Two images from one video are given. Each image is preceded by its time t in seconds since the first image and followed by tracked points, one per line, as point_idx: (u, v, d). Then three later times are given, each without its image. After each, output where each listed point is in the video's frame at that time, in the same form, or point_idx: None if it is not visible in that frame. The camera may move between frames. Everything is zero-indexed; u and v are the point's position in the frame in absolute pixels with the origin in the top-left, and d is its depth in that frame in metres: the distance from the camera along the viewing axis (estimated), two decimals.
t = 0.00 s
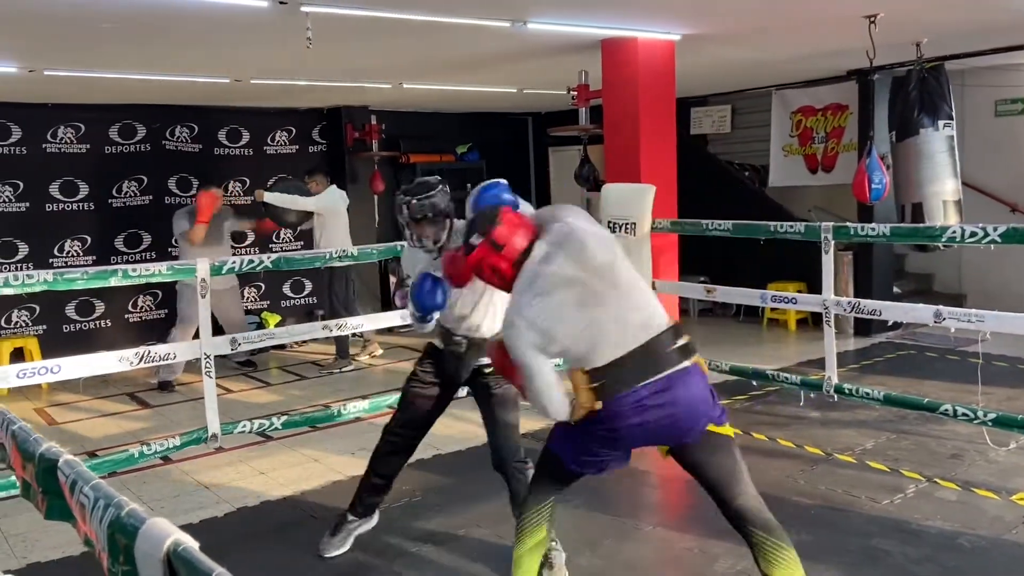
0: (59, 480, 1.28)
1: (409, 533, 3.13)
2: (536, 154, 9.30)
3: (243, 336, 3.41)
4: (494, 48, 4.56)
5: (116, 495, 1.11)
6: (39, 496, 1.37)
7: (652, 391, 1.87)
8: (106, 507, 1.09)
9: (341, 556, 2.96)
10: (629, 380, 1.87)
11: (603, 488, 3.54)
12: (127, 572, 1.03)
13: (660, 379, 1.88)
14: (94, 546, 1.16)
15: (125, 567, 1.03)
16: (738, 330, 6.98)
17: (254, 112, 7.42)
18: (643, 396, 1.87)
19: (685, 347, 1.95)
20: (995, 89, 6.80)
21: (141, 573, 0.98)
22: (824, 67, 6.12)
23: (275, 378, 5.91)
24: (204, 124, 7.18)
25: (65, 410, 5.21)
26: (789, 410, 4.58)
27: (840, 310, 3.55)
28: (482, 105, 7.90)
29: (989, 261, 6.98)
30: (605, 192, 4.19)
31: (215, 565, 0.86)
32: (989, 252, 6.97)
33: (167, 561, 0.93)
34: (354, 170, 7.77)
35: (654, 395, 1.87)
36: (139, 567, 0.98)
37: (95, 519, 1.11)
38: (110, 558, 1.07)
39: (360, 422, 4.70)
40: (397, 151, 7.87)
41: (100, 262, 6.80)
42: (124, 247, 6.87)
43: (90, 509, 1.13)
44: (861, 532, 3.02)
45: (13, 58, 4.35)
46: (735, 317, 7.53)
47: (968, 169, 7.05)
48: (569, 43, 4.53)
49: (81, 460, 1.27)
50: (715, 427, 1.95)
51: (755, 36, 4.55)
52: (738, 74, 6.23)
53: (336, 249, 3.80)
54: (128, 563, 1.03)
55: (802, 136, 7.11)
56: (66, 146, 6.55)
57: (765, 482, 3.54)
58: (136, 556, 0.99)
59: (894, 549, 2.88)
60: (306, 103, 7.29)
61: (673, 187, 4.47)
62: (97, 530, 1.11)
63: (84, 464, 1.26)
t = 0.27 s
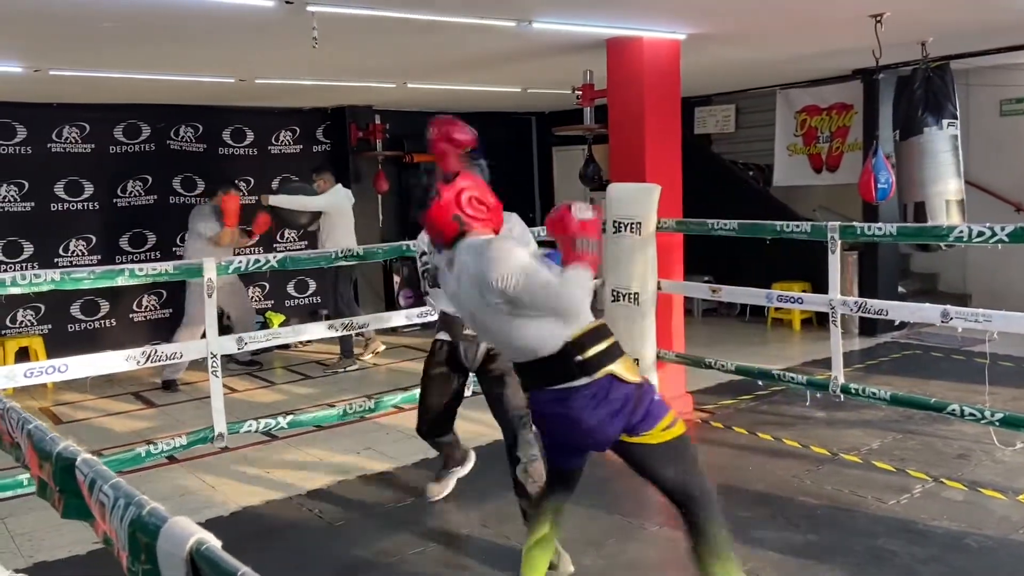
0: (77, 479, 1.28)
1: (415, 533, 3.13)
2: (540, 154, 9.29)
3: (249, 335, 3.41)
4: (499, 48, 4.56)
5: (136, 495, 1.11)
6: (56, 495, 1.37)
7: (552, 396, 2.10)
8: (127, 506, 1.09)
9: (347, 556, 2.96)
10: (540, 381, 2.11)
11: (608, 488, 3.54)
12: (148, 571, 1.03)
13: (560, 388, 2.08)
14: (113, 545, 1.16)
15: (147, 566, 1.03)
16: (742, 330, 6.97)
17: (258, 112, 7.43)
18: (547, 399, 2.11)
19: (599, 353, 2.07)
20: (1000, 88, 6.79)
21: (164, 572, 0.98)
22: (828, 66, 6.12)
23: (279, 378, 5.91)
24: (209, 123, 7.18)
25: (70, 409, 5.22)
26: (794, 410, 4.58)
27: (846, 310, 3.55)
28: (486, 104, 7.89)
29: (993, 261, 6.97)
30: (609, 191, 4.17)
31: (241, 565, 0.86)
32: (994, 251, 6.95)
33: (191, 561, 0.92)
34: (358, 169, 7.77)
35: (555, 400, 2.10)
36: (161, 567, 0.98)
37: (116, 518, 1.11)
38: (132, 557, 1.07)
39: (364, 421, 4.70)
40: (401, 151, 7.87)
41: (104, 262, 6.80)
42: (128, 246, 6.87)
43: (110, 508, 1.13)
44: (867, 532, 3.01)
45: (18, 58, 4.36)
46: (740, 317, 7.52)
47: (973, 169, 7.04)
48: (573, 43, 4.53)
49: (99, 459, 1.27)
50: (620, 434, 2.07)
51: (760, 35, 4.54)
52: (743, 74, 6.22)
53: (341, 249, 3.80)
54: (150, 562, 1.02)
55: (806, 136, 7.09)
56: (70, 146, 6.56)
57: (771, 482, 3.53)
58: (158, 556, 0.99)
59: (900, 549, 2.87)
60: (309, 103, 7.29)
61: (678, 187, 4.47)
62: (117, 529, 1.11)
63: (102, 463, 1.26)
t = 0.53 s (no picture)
0: (94, 478, 1.27)
1: (419, 532, 3.13)
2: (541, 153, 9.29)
3: (252, 334, 3.41)
4: (501, 47, 4.56)
5: (157, 494, 1.10)
6: (73, 493, 1.36)
7: (489, 391, 2.00)
8: (148, 504, 1.09)
9: (351, 555, 2.96)
10: (483, 372, 2.02)
11: (611, 487, 3.53)
12: (171, 570, 1.03)
13: (498, 385, 1.99)
14: (133, 545, 1.15)
15: (170, 565, 1.02)
16: (743, 329, 6.97)
17: (259, 111, 7.42)
18: (482, 392, 2.02)
19: (560, 367, 2.00)
20: (1001, 87, 6.79)
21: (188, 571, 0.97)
22: (830, 65, 6.12)
23: (280, 377, 5.91)
24: (210, 123, 7.17)
25: (72, 409, 5.22)
26: (796, 409, 4.58)
27: (849, 309, 3.54)
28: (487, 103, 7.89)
29: (995, 260, 6.97)
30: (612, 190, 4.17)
31: (269, 563, 0.86)
32: (995, 251, 6.96)
33: (216, 559, 0.92)
34: (359, 168, 7.76)
35: (489, 396, 2.01)
36: (185, 566, 0.98)
37: (136, 517, 1.11)
38: (153, 556, 1.06)
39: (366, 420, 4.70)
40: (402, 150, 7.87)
41: (106, 261, 6.80)
42: (130, 245, 6.87)
43: (130, 507, 1.13)
44: (871, 531, 3.01)
45: (20, 57, 4.35)
46: (741, 316, 7.52)
47: (975, 168, 7.04)
48: (576, 42, 4.52)
49: (117, 458, 1.27)
50: (536, 457, 1.97)
51: (763, 34, 4.54)
52: (744, 73, 6.22)
53: (344, 248, 3.79)
54: (173, 561, 1.02)
55: (807, 135, 7.09)
56: (72, 145, 6.55)
57: (774, 481, 3.53)
58: (182, 555, 0.98)
59: (905, 548, 2.87)
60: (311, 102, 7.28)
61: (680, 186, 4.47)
62: (138, 528, 1.10)
63: (121, 461, 1.25)
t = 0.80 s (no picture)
0: (115, 474, 1.27)
1: (420, 530, 3.13)
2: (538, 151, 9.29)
3: (253, 333, 3.41)
4: (501, 44, 4.55)
5: (182, 489, 1.10)
6: (92, 490, 1.36)
7: (462, 378, 1.86)
8: (173, 500, 1.09)
9: (352, 553, 2.96)
10: (458, 359, 1.88)
11: (612, 485, 3.54)
12: (198, 564, 1.03)
13: (473, 373, 1.85)
14: (156, 540, 1.15)
15: (197, 560, 1.02)
16: (740, 327, 6.99)
17: (256, 109, 7.40)
18: (454, 379, 1.87)
19: (538, 361, 1.87)
20: (998, 85, 6.81)
21: (217, 565, 0.98)
22: (827, 64, 6.13)
23: (278, 375, 5.91)
24: (207, 121, 7.16)
25: (70, 407, 5.21)
26: (795, 406, 4.59)
27: (849, 307, 3.56)
28: (484, 102, 7.89)
29: (991, 257, 7.00)
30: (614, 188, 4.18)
31: (302, 557, 0.86)
32: (990, 249, 6.99)
33: (247, 553, 0.92)
34: (357, 166, 7.75)
35: (463, 384, 1.86)
36: (214, 561, 0.98)
37: (161, 513, 1.11)
38: (179, 551, 1.06)
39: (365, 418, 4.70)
40: (400, 148, 7.86)
41: (103, 259, 6.79)
42: (127, 244, 6.86)
43: (154, 502, 1.13)
44: (871, 528, 3.02)
45: (17, 55, 4.33)
46: (737, 314, 7.54)
47: (971, 166, 7.06)
48: (575, 40, 4.52)
49: (137, 455, 1.27)
50: (509, 453, 1.82)
51: (762, 32, 4.54)
52: (742, 71, 6.23)
53: (344, 246, 3.78)
54: (199, 556, 1.02)
55: (804, 133, 7.11)
56: (68, 143, 6.53)
57: (774, 478, 3.54)
58: (210, 550, 0.98)
59: (905, 544, 2.88)
60: (308, 100, 7.27)
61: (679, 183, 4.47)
62: (162, 523, 1.11)
63: (142, 458, 1.25)
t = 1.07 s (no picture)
0: (133, 469, 1.27)
1: (418, 527, 3.13)
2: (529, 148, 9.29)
3: (248, 331, 3.39)
4: (494, 42, 4.55)
5: (205, 483, 1.10)
6: (109, 487, 1.36)
7: (444, 369, 1.85)
8: (197, 494, 1.09)
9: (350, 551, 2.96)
10: (440, 350, 1.87)
11: (608, 481, 3.55)
12: (224, 558, 1.03)
13: (455, 364, 1.84)
14: (178, 535, 1.15)
15: (224, 554, 1.03)
16: (732, 324, 7.01)
17: (247, 106, 7.37)
18: (435, 370, 1.86)
19: (517, 356, 1.85)
20: (987, 82, 6.85)
21: (245, 559, 0.98)
22: (819, 61, 6.15)
23: (270, 373, 5.88)
24: (197, 118, 7.12)
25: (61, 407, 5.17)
26: (788, 402, 4.61)
27: (843, 303, 3.58)
28: (476, 99, 7.88)
29: (980, 254, 7.04)
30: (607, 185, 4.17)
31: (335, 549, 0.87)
32: (979, 245, 7.03)
33: (278, 547, 0.92)
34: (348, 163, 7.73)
35: (442, 376, 1.85)
36: (243, 554, 0.98)
37: (184, 508, 1.11)
38: (204, 545, 1.07)
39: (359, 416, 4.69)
40: (391, 146, 7.85)
41: (92, 258, 6.74)
42: (117, 242, 6.81)
43: (176, 497, 1.13)
44: (866, 523, 3.04)
45: (6, 52, 4.29)
46: (729, 311, 7.57)
47: (960, 163, 7.11)
48: (569, 37, 4.52)
49: (156, 450, 1.27)
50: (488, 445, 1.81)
51: (755, 29, 4.55)
52: (733, 69, 6.25)
53: (338, 244, 3.77)
54: (226, 549, 1.02)
55: (795, 130, 7.14)
56: (57, 141, 6.48)
57: (769, 474, 3.56)
58: (239, 544, 0.98)
59: (900, 538, 2.90)
60: (299, 97, 7.24)
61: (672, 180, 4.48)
62: (185, 518, 1.11)
63: (161, 453, 1.25)
